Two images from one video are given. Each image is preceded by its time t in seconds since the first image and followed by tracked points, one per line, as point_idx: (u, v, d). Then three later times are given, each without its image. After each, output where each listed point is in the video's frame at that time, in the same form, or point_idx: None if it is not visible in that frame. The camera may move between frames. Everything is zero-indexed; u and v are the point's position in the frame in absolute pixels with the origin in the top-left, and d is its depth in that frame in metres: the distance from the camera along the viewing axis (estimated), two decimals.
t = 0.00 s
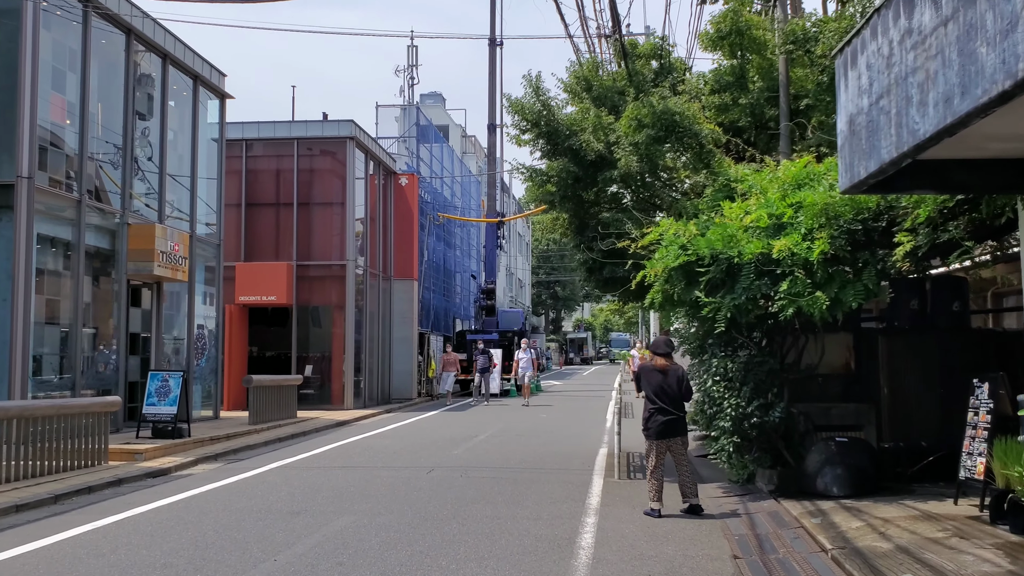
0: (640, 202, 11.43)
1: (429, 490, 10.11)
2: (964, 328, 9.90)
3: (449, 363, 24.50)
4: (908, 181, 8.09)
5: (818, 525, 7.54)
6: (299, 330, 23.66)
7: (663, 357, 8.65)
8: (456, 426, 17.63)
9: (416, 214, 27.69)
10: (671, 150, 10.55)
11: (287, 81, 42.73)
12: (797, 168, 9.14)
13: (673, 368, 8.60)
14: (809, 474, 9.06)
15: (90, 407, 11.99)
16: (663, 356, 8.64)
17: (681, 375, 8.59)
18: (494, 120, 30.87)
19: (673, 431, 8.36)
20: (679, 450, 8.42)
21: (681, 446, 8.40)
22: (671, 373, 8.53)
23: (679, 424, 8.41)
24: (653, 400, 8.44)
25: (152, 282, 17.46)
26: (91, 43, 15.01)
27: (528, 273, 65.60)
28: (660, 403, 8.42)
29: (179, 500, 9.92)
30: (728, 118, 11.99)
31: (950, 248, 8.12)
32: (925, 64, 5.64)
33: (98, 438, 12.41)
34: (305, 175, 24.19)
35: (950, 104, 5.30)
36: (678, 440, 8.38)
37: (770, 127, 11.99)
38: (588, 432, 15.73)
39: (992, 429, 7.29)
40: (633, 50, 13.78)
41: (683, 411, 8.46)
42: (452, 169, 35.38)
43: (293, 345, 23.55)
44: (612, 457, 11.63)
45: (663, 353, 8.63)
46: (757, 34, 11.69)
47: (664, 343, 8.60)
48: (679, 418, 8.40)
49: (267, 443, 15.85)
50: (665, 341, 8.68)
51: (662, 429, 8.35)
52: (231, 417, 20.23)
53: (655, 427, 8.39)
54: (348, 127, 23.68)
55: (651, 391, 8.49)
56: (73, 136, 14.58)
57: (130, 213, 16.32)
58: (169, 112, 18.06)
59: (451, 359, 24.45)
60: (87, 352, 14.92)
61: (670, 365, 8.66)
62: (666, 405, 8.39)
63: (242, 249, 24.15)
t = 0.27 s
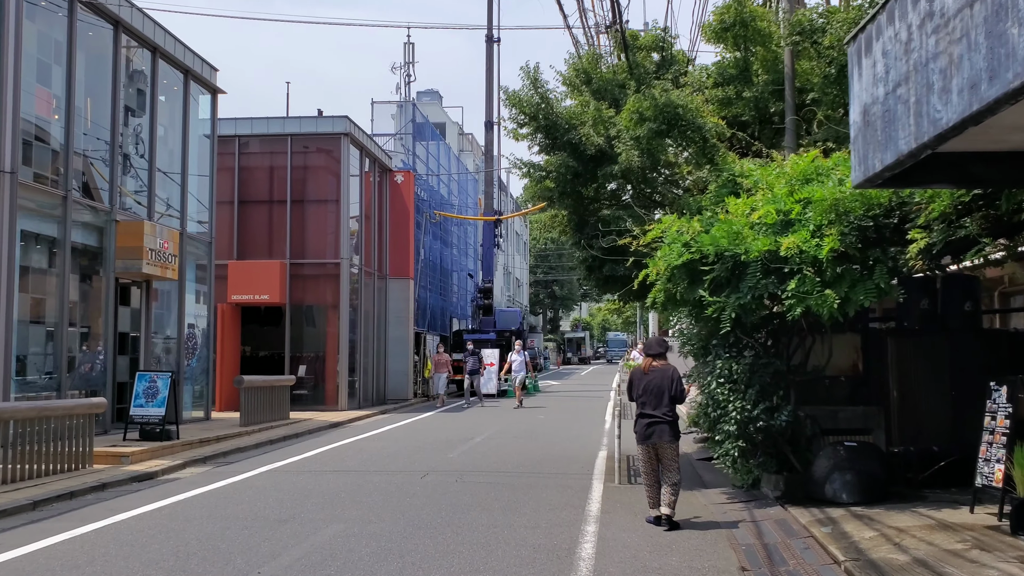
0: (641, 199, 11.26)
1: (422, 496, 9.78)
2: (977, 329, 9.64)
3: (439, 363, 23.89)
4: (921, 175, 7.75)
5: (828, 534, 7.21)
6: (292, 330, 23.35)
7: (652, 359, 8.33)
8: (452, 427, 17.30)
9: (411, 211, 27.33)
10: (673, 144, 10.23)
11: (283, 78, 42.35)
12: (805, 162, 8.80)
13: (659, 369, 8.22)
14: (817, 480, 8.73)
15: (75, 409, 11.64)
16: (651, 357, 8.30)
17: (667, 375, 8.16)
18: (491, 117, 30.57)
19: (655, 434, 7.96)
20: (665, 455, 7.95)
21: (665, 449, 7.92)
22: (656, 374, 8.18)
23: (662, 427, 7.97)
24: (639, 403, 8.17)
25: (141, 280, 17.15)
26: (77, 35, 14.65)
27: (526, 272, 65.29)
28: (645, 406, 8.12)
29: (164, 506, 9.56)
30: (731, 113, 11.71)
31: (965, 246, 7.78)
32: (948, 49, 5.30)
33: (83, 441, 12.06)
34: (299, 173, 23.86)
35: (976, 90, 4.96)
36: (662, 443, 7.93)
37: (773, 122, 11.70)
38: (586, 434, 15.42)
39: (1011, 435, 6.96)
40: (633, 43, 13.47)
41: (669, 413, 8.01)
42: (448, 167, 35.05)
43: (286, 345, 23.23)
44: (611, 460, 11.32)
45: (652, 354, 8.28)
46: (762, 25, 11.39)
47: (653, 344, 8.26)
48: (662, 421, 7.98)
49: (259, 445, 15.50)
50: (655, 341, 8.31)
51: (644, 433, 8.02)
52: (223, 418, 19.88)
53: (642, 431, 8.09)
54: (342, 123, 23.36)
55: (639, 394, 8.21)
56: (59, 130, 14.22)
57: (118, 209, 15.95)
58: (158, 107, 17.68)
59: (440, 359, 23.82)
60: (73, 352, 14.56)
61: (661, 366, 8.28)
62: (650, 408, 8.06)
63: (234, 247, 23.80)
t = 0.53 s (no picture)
0: (633, 192, 10.98)
1: (406, 501, 9.43)
2: (977, 326, 9.42)
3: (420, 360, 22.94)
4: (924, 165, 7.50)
5: (829, 541, 6.91)
6: (274, 328, 22.97)
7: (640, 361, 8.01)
8: (437, 427, 16.93)
9: (396, 208, 26.94)
10: (665, 136, 9.96)
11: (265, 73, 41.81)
12: (803, 155, 8.50)
13: (641, 372, 7.89)
14: (814, 482, 8.44)
15: (44, 409, 11.18)
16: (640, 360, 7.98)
17: (649, 379, 7.81)
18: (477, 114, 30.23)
19: (629, 439, 7.68)
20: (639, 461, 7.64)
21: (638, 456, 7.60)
22: (638, 377, 7.88)
23: (635, 432, 7.66)
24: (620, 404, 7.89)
25: (117, 277, 16.68)
26: (49, 23, 14.18)
27: (512, 271, 64.97)
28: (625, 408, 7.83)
29: (135, 512, 9.14)
30: (725, 105, 11.47)
31: (969, 240, 7.51)
32: (962, 28, 5.00)
33: (53, 443, 11.60)
34: (281, 169, 23.46)
35: (995, 71, 4.65)
36: (635, 449, 7.62)
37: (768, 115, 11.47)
38: (574, 435, 15.12)
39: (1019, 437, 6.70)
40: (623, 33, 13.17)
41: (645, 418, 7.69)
42: (434, 163, 34.67)
43: (267, 344, 22.83)
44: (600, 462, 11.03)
45: (642, 356, 7.94)
46: (755, 16, 11.14)
47: (642, 346, 7.92)
48: (637, 425, 7.67)
49: (238, 447, 15.09)
50: (644, 343, 7.95)
51: (621, 436, 7.75)
52: (202, 418, 19.44)
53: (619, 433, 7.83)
54: (325, 118, 22.99)
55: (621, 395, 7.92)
56: (29, 121, 13.74)
57: (92, 204, 15.47)
58: (135, 99, 17.21)
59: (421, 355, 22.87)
60: (45, 350, 14.09)
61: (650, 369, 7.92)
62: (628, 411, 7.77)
63: (215, 244, 23.34)
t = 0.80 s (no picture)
0: (613, 190, 10.75)
1: (380, 509, 9.08)
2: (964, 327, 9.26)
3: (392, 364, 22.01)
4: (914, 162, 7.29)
5: (819, 551, 6.64)
6: (246, 329, 22.50)
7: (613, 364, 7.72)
8: (412, 431, 16.56)
9: (371, 207, 26.55)
10: (646, 133, 9.74)
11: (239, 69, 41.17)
12: (790, 152, 8.25)
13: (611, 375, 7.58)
14: (801, 489, 8.21)
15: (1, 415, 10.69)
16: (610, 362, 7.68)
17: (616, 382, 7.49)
18: (454, 112, 29.89)
19: (597, 444, 7.41)
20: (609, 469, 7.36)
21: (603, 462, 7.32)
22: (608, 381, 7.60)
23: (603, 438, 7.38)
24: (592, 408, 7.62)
25: (82, 277, 16.12)
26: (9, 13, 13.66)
27: (489, 271, 64.65)
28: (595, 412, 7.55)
29: (94, 523, 8.71)
30: (708, 101, 11.40)
31: (961, 240, 7.31)
32: (966, 16, 4.76)
33: (10, 450, 11.10)
34: (253, 166, 22.98)
35: (1001, 60, 4.41)
36: (603, 456, 7.36)
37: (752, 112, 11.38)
38: (553, 438, 14.84)
39: (1014, 443, 6.51)
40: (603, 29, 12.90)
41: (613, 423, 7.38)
42: (410, 162, 34.26)
43: (239, 345, 22.38)
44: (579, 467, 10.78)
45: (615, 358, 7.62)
46: (738, 10, 10.95)
47: (614, 347, 7.59)
48: (603, 430, 7.38)
49: (207, 452, 14.63)
50: (617, 344, 7.62)
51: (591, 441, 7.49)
52: (171, 421, 18.93)
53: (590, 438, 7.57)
54: (299, 115, 22.57)
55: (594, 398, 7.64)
56: None
57: (55, 201, 14.95)
58: (102, 93, 16.69)
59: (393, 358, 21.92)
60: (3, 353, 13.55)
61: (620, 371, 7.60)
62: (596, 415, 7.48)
63: (185, 242, 22.80)
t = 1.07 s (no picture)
0: (597, 184, 10.60)
1: (355, 514, 8.72)
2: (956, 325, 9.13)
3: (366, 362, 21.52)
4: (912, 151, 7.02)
5: (814, 556, 6.36)
6: (221, 328, 22.03)
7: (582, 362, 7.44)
8: (391, 431, 16.20)
9: (350, 204, 26.14)
10: (631, 124, 9.50)
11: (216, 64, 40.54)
12: (781, 142, 7.97)
13: (574, 375, 7.29)
14: (792, 491, 7.94)
15: None
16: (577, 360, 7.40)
17: (577, 382, 7.20)
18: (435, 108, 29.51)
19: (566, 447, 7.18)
20: (577, 472, 7.09)
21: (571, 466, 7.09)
22: (574, 381, 7.32)
23: (571, 441, 7.15)
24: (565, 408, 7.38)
25: (50, 273, 15.59)
26: None
27: (471, 270, 64.30)
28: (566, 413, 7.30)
29: (54, 530, 8.28)
30: (694, 92, 11.26)
31: (959, 233, 7.05)
32: None
33: None
34: (229, 162, 22.48)
35: (1015, 34, 4.12)
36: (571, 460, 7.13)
37: (739, 103, 11.36)
38: (535, 438, 14.54)
39: (1015, 443, 6.27)
40: (586, 19, 12.60)
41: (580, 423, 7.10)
42: (390, 158, 33.85)
43: (215, 344, 21.90)
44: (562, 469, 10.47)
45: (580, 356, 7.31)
46: None
47: (577, 345, 7.28)
48: (570, 433, 7.13)
49: (179, 453, 14.19)
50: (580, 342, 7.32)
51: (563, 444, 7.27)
52: (143, 422, 18.44)
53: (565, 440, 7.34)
54: (276, 109, 22.12)
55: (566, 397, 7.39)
56: None
57: (20, 194, 14.43)
58: (70, 83, 16.17)
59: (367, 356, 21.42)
60: None
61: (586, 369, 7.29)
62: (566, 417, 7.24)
63: (159, 239, 22.27)
